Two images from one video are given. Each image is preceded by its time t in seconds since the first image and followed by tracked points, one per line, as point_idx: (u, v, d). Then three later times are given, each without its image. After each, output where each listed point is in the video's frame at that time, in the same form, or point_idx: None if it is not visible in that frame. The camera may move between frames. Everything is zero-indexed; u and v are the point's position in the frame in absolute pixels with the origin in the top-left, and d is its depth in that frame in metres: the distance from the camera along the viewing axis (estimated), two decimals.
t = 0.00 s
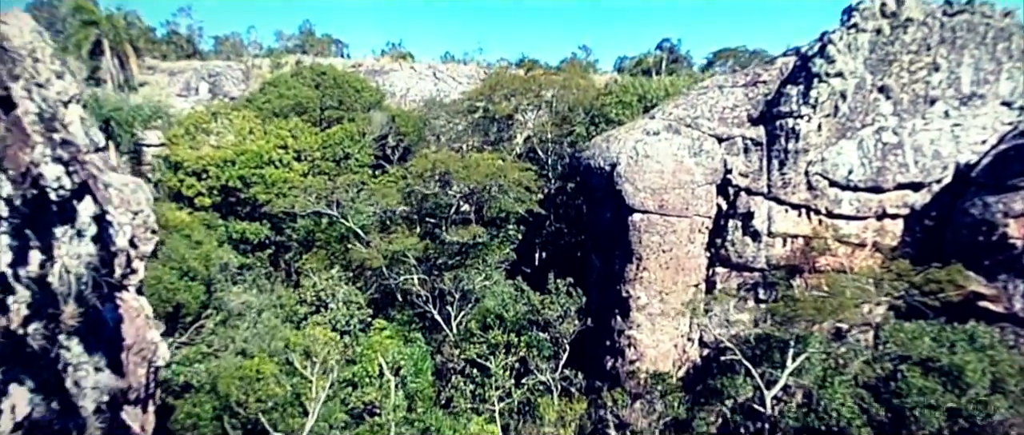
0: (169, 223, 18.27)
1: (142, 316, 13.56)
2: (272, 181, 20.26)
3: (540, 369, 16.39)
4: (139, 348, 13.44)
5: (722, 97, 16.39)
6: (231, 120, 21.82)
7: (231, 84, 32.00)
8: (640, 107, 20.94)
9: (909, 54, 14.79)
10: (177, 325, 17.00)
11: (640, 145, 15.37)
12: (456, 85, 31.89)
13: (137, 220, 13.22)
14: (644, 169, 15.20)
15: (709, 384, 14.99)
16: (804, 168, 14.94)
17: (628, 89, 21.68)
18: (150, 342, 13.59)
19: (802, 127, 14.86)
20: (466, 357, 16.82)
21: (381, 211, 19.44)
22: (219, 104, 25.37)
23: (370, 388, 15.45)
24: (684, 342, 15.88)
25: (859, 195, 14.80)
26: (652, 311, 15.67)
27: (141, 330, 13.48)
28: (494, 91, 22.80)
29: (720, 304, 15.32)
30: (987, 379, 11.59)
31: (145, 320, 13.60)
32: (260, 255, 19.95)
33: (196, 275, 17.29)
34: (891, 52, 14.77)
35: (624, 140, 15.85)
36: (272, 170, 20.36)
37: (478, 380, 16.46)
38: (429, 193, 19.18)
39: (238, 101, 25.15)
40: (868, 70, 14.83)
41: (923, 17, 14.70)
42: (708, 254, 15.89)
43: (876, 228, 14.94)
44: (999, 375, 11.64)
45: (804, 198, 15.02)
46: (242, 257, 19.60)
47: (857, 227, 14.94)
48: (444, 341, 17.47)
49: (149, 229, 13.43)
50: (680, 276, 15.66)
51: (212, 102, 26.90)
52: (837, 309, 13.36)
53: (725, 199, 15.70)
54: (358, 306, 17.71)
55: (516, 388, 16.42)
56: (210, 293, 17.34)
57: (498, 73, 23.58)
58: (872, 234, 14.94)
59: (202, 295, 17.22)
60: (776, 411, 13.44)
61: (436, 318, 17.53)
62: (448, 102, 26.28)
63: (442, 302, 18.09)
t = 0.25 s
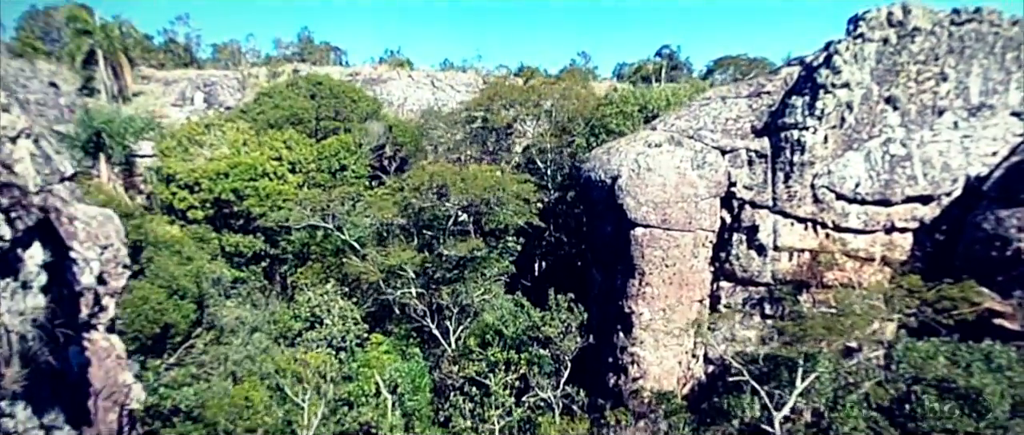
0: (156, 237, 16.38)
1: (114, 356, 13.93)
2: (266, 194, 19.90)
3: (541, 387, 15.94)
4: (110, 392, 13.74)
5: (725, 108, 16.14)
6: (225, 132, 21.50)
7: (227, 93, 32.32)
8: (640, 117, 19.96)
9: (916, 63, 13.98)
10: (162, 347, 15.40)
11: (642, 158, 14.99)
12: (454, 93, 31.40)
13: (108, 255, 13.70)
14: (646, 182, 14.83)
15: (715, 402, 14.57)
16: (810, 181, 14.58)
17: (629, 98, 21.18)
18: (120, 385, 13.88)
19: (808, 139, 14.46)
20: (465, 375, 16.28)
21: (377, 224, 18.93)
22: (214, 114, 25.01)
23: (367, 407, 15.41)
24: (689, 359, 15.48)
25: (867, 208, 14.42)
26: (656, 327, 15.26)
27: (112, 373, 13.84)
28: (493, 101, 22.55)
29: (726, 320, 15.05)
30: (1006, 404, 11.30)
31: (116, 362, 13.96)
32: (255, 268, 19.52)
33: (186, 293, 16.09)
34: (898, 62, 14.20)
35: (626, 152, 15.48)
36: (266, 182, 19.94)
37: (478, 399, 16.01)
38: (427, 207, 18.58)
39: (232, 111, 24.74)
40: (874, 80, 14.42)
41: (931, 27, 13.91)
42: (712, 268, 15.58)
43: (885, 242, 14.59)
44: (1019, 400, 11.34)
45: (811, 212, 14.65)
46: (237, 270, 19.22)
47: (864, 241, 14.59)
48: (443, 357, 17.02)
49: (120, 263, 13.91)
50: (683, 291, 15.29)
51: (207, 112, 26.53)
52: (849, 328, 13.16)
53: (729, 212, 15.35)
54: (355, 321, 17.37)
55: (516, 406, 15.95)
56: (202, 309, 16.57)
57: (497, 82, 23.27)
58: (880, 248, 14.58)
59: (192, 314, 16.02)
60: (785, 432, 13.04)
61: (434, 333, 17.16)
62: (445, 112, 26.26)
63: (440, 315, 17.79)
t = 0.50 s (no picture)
0: (148, 253, 15.52)
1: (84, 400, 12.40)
2: (261, 206, 19.53)
3: (541, 403, 15.41)
4: None
5: (729, 119, 15.88)
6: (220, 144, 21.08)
7: (224, 103, 31.99)
8: (641, 127, 19.47)
9: (922, 75, 13.38)
10: (151, 368, 14.53)
11: (644, 170, 14.66)
12: (453, 102, 31.14)
13: (74, 295, 11.80)
14: (650, 196, 14.47)
15: (722, 421, 14.20)
16: (817, 194, 14.23)
17: (629, 108, 20.50)
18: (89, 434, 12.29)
19: (814, 151, 14.15)
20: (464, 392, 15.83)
21: (374, 237, 18.32)
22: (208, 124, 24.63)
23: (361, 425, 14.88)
24: (694, 375, 15.08)
25: (876, 222, 14.06)
26: (659, 344, 14.88)
27: (78, 419, 12.26)
28: (493, 110, 21.99)
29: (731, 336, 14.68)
30: None
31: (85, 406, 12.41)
32: (251, 282, 19.18)
33: (176, 312, 15.06)
34: (906, 72, 13.69)
35: (628, 165, 15.12)
36: (262, 194, 19.60)
37: (478, 418, 15.51)
38: (426, 222, 18.04)
39: (227, 121, 24.36)
40: (882, 91, 13.93)
41: (939, 35, 13.50)
42: (717, 283, 15.28)
43: (894, 256, 14.25)
44: None
45: (818, 225, 14.30)
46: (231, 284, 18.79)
47: (873, 255, 14.25)
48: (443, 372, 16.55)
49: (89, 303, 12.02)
50: (688, 307, 14.93)
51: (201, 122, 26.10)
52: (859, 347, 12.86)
53: (734, 226, 15.05)
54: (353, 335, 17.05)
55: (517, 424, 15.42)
56: (194, 325, 15.87)
57: (497, 91, 22.72)
58: (889, 262, 14.25)
59: (182, 333, 15.11)
60: None
61: (433, 347, 16.77)
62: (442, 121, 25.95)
63: (439, 330, 17.46)
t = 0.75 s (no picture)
0: (139, 270, 15.48)
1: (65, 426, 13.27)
2: (257, 218, 19.18)
3: (541, 420, 15.00)
4: None
5: (735, 130, 15.53)
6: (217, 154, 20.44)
7: (222, 111, 30.06)
8: (644, 137, 19.10)
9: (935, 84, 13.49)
10: (143, 391, 14.69)
11: (647, 183, 14.33)
12: (451, 110, 29.96)
13: (39, 341, 9.79)
14: (653, 209, 14.09)
15: None
16: (826, 207, 13.78)
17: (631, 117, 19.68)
18: None
19: (822, 163, 13.74)
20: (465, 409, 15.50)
21: (372, 251, 18.02)
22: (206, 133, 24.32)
23: None
24: (699, 393, 14.65)
25: (886, 235, 13.59)
26: (664, 361, 14.50)
27: None
28: (494, 120, 21.06)
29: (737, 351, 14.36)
30: None
31: None
32: (246, 296, 18.83)
33: (166, 332, 15.20)
34: (917, 82, 13.64)
35: (631, 177, 14.76)
36: (257, 206, 19.28)
37: None
38: (424, 236, 17.78)
39: (224, 130, 24.00)
40: (892, 101, 13.73)
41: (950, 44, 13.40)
42: (722, 297, 14.88)
43: (903, 270, 13.75)
44: None
45: (826, 239, 13.81)
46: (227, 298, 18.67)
47: (883, 269, 13.75)
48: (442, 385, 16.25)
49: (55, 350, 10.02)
50: (692, 322, 14.57)
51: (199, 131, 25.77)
52: (867, 369, 12.74)
53: (740, 239, 14.61)
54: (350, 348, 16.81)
55: None
56: (187, 343, 16.42)
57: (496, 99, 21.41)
58: (900, 277, 13.76)
59: (171, 354, 15.25)
60: None
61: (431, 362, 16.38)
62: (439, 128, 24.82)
63: (437, 346, 16.98)
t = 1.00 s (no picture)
0: (130, 288, 15.15)
1: None
2: (254, 230, 18.87)
3: None
4: None
5: (741, 142, 15.27)
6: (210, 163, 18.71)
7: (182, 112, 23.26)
8: (648, 147, 18.67)
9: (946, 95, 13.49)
10: (133, 413, 14.63)
11: (651, 196, 13.98)
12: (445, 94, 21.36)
13: None
14: (657, 224, 13.79)
15: None
16: (835, 221, 13.37)
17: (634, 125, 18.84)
18: None
19: (830, 176, 13.38)
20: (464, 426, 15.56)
21: (371, 263, 17.73)
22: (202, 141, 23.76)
23: None
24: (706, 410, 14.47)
25: (897, 250, 13.21)
26: (670, 377, 14.35)
27: None
28: (494, 129, 19.39)
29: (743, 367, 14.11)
30: None
31: None
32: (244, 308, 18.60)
33: (157, 351, 14.86)
34: (929, 92, 13.60)
35: (634, 190, 14.40)
36: (254, 217, 18.90)
37: None
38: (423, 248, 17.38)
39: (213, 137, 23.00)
40: (902, 112, 13.64)
41: (962, 53, 13.39)
42: (728, 313, 14.47)
43: (914, 285, 13.37)
44: None
45: (835, 253, 13.41)
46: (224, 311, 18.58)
47: (894, 284, 13.33)
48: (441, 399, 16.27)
49: None
50: (698, 339, 14.34)
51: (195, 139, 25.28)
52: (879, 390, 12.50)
53: (746, 252, 14.23)
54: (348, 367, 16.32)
55: None
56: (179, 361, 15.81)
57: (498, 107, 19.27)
58: (911, 292, 13.35)
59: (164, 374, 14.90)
60: None
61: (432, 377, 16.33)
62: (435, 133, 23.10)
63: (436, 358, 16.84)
